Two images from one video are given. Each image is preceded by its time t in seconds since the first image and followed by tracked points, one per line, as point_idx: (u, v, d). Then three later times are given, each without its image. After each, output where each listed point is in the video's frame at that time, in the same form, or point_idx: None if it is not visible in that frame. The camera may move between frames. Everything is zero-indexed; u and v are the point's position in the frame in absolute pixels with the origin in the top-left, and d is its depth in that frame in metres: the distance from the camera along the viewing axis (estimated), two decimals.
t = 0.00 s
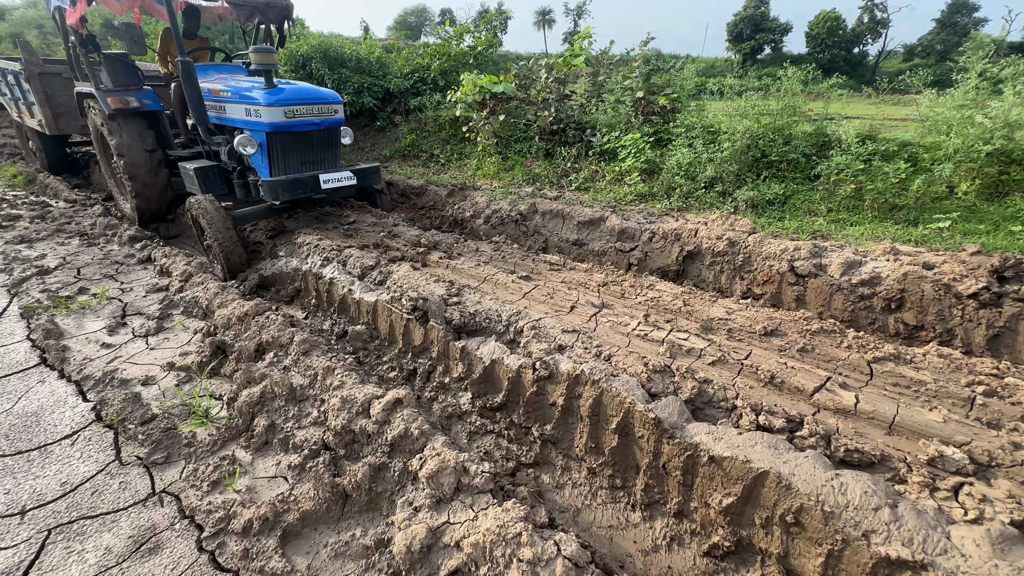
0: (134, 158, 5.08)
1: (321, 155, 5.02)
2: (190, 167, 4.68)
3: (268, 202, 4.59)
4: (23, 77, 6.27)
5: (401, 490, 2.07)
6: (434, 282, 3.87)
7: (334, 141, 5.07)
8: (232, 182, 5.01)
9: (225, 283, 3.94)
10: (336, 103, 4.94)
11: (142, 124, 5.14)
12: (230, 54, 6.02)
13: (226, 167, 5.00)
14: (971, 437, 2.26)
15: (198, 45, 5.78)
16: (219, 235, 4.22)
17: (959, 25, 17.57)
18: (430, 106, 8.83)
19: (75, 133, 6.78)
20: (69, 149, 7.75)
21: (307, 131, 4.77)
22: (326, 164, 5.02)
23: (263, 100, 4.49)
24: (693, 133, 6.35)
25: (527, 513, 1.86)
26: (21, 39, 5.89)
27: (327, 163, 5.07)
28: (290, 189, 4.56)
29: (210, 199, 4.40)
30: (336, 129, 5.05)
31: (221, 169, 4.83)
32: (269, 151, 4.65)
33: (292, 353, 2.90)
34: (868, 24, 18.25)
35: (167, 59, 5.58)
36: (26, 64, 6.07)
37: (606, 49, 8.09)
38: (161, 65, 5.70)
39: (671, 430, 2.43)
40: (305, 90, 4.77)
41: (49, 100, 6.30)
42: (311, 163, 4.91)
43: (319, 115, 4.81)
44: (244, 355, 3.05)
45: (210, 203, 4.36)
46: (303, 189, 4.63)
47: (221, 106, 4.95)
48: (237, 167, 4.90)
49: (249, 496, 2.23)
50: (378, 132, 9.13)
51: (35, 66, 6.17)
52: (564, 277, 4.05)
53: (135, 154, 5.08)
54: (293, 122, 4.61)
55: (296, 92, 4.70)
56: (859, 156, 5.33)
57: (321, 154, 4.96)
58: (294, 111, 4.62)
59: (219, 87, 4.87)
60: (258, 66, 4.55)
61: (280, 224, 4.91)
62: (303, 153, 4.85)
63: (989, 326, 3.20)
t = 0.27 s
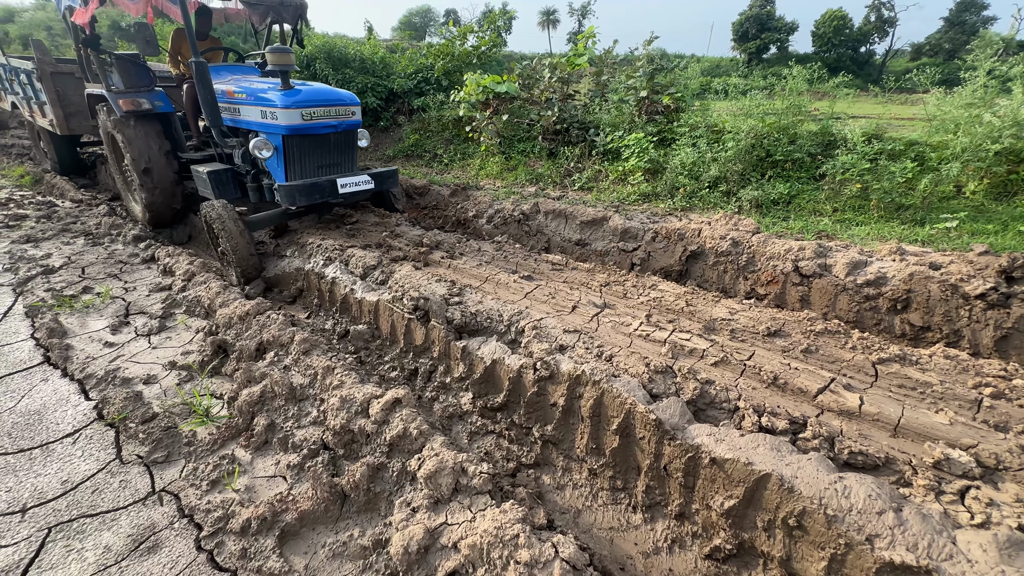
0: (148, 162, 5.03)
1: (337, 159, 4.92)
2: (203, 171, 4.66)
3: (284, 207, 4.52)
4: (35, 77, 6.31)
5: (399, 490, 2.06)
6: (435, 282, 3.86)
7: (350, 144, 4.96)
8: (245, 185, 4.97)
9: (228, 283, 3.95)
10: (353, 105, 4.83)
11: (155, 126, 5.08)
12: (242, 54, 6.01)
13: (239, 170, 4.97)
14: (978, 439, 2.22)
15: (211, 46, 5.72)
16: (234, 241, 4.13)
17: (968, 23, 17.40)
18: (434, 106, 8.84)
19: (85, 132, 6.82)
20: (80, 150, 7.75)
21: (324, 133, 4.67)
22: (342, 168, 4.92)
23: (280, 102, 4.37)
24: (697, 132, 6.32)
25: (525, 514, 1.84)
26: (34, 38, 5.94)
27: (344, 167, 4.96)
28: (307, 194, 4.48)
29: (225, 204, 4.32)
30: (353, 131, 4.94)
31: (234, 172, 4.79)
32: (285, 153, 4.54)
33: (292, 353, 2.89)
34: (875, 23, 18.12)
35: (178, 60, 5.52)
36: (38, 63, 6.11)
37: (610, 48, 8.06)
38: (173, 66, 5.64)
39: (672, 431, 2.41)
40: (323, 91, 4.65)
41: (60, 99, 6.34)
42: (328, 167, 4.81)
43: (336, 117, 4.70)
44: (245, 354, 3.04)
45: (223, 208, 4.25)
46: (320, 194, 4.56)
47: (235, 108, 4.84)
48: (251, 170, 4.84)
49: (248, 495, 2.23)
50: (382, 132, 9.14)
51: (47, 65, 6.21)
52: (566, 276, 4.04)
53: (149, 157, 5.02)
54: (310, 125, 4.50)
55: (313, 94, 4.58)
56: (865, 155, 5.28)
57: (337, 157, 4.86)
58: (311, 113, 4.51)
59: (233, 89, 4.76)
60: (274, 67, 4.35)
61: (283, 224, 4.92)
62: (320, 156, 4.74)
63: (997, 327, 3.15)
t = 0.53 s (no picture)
0: (155, 165, 4.98)
1: (347, 160, 4.77)
2: (209, 174, 4.54)
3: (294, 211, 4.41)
4: (41, 76, 6.32)
5: (394, 493, 2.04)
6: (434, 281, 3.84)
7: (360, 145, 4.81)
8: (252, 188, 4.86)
9: (227, 283, 3.94)
10: (363, 104, 4.67)
11: (161, 129, 5.02)
12: (248, 52, 5.96)
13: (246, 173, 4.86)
14: (983, 442, 2.18)
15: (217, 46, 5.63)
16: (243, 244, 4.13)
17: (973, 20, 17.27)
18: (435, 106, 8.83)
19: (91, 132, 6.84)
20: (86, 150, 7.72)
21: (334, 134, 4.51)
22: (352, 170, 4.78)
23: (287, 102, 4.22)
24: (699, 131, 6.28)
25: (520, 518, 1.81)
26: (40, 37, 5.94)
27: (354, 168, 4.82)
28: (316, 198, 4.36)
29: (232, 207, 4.32)
30: (363, 131, 4.78)
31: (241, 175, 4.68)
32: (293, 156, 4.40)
33: (289, 353, 2.88)
34: (880, 20, 17.99)
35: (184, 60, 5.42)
36: (44, 62, 6.11)
37: (611, 46, 8.02)
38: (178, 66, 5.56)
39: (671, 432, 2.38)
40: (331, 90, 4.49)
41: (66, 98, 6.34)
42: (338, 168, 4.67)
43: (345, 117, 4.55)
44: (242, 354, 3.03)
45: (230, 211, 4.26)
46: (330, 198, 4.43)
47: (240, 109, 4.69)
48: (258, 173, 4.70)
49: (243, 496, 2.21)
50: (384, 131, 9.13)
51: (53, 64, 6.21)
52: (565, 276, 4.01)
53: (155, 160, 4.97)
54: (318, 125, 4.35)
55: (321, 93, 4.43)
56: (869, 153, 5.23)
57: (348, 158, 4.72)
58: (319, 113, 4.36)
59: (238, 89, 4.61)
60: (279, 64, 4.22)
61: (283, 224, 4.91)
62: (329, 158, 4.60)
63: (1003, 327, 3.11)
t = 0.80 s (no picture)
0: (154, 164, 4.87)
1: (353, 159, 4.67)
2: (210, 175, 4.42)
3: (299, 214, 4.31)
4: (41, 74, 6.27)
5: (382, 500, 1.99)
6: (430, 281, 3.79)
7: (367, 144, 4.70)
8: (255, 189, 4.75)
9: (220, 283, 3.90)
10: (369, 101, 4.55)
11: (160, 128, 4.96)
12: (249, 48, 5.88)
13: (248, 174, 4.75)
14: (989, 448, 2.11)
15: (218, 42, 5.53)
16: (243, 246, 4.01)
17: (979, 16, 17.11)
18: (434, 103, 8.77)
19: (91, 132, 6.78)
20: (89, 150, 7.61)
21: (339, 133, 4.41)
22: (358, 169, 4.67)
23: (291, 100, 4.12)
24: (700, 128, 6.21)
25: (509, 528, 1.76)
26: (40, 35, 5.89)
27: (360, 168, 4.71)
28: (322, 199, 4.26)
29: (232, 208, 4.20)
30: (370, 129, 4.67)
31: (243, 176, 4.55)
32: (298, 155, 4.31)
33: (279, 356, 2.83)
34: (884, 16, 17.82)
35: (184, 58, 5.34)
36: (44, 60, 6.06)
37: (612, 43, 7.94)
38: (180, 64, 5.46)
39: (667, 438, 2.32)
40: (336, 87, 4.38)
41: (66, 96, 6.29)
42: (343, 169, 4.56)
43: (351, 115, 4.44)
44: (232, 357, 2.99)
45: (231, 212, 4.12)
46: (336, 198, 4.33)
47: (243, 107, 4.61)
48: (261, 173, 4.53)
49: (229, 503, 2.17)
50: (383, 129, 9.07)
51: (53, 62, 6.16)
52: (562, 276, 3.95)
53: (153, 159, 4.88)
54: (323, 124, 4.24)
55: (326, 90, 4.32)
56: (872, 151, 5.15)
57: (354, 158, 4.61)
58: (324, 111, 4.26)
59: (241, 87, 4.53)
60: (280, 59, 4.07)
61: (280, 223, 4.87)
62: (334, 158, 4.49)
63: (1008, 328, 3.04)
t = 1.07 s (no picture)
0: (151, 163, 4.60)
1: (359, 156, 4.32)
2: (209, 173, 4.17)
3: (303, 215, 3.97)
4: (37, 70, 6.11)
5: (365, 509, 1.92)
6: (423, 280, 3.72)
7: (373, 139, 4.35)
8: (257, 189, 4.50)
9: (209, 282, 3.84)
10: (375, 95, 4.20)
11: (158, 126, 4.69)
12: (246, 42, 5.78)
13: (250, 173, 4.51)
14: (996, 455, 2.04)
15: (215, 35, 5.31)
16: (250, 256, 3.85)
17: (984, 10, 16.93)
18: (432, 99, 8.68)
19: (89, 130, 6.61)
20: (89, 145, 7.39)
21: (344, 128, 4.07)
22: (364, 167, 4.32)
23: (292, 93, 3.78)
24: (700, 123, 6.12)
25: (494, 539, 1.69)
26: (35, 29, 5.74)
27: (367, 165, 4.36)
28: (327, 199, 3.91)
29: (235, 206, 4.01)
30: (376, 125, 4.32)
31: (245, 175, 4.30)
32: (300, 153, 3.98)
33: (265, 357, 2.77)
34: (887, 11, 17.64)
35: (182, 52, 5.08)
36: (40, 56, 5.91)
37: (612, 37, 7.83)
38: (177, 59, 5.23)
39: (662, 443, 2.25)
40: (341, 79, 4.03)
41: (63, 93, 6.13)
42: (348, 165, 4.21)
43: (357, 110, 4.09)
44: (218, 358, 2.92)
45: (235, 213, 3.93)
46: (342, 198, 3.99)
47: (243, 103, 4.30)
48: (263, 171, 4.29)
49: (209, 510, 2.10)
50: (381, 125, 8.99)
51: (49, 57, 6.00)
52: (558, 274, 3.88)
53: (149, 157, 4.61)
54: (327, 119, 3.90)
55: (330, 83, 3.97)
56: (875, 146, 5.06)
57: (360, 154, 4.26)
58: (329, 105, 3.91)
59: (240, 81, 4.22)
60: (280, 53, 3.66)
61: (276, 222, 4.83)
62: (339, 155, 4.15)
63: (1015, 329, 2.96)
